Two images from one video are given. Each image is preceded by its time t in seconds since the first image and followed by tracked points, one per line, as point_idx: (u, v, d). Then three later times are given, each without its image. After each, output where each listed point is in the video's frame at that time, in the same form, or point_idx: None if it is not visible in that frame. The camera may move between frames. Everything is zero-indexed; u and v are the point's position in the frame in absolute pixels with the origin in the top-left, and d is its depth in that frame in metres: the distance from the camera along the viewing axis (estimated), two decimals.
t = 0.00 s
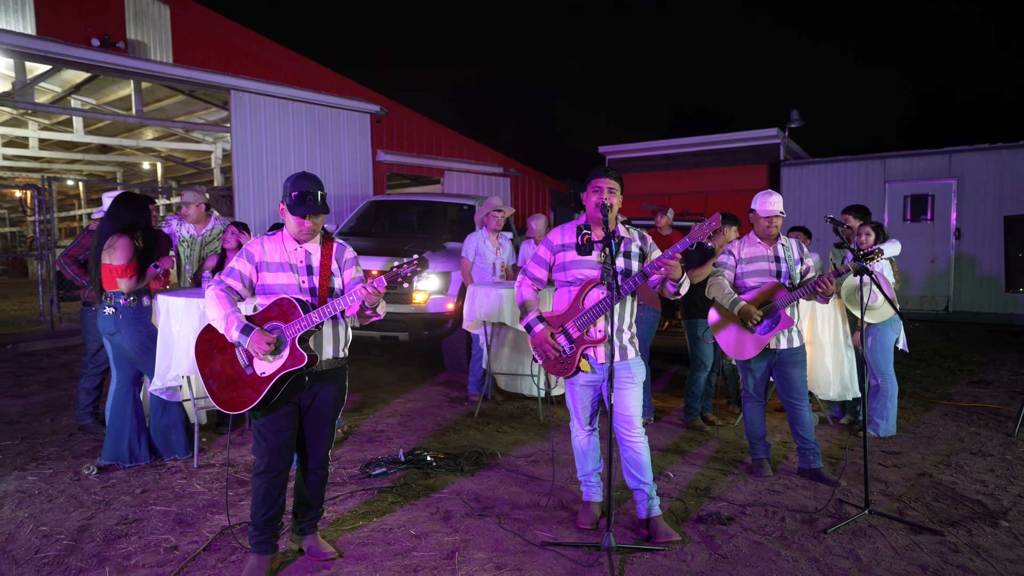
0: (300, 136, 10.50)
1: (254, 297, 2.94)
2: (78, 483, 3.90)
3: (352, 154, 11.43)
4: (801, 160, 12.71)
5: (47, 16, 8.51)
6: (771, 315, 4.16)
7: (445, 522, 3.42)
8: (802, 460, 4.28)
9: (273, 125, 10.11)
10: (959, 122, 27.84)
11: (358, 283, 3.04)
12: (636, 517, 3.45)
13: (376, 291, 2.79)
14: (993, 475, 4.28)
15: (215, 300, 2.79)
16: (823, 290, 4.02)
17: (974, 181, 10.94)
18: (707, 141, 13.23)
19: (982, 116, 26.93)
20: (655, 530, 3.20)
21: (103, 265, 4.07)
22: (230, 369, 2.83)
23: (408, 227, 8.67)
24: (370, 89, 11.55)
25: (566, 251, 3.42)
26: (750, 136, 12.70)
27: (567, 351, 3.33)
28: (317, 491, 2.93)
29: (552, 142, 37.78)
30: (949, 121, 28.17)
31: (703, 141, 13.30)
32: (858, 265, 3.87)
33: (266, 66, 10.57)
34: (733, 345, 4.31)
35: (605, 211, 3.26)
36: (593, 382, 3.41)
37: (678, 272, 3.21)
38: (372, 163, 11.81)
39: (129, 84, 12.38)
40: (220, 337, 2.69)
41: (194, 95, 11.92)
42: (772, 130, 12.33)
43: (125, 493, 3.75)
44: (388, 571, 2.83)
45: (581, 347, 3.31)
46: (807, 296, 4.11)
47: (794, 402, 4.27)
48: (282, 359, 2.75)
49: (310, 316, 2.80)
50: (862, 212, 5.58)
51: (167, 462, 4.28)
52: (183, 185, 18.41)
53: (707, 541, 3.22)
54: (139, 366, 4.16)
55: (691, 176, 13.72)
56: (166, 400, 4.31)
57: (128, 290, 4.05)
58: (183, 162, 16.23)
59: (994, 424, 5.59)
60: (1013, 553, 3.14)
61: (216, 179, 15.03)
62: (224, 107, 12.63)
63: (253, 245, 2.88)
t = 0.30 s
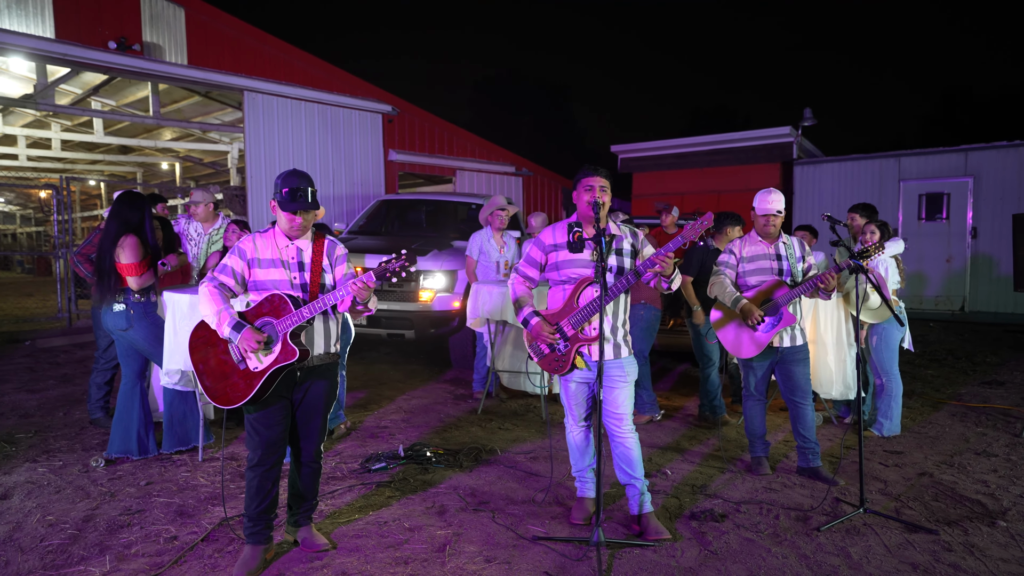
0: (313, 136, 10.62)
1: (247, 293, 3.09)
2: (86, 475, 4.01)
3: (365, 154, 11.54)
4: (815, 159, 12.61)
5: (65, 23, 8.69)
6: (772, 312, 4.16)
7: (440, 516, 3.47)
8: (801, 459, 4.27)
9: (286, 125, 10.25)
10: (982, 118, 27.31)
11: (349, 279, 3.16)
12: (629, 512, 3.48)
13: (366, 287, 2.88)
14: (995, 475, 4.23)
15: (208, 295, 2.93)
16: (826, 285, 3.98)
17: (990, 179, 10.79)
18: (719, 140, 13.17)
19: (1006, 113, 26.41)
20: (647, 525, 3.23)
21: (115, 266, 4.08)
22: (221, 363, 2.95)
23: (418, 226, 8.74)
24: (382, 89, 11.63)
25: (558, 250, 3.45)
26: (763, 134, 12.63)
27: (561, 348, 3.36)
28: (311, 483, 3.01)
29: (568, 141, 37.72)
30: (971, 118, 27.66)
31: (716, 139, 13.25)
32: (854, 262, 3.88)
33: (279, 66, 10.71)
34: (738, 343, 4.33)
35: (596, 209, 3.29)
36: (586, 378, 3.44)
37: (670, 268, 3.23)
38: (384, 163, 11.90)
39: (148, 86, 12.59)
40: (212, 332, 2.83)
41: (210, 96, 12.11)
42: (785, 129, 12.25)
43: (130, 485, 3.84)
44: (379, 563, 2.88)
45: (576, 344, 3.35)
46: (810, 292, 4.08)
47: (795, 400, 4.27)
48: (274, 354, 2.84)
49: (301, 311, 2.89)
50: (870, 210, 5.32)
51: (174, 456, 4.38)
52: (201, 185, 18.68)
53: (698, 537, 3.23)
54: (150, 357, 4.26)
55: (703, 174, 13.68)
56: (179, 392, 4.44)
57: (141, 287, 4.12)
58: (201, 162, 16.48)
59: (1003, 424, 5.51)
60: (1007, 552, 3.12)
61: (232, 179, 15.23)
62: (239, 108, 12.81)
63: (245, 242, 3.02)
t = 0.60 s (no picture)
0: (325, 136, 10.70)
1: (243, 288, 3.14)
2: (92, 468, 4.09)
3: (376, 153, 11.61)
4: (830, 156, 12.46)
5: (82, 25, 8.87)
6: (780, 308, 4.10)
7: (435, 511, 3.49)
8: (803, 458, 4.23)
9: (298, 125, 10.34)
10: (1008, 114, 26.74)
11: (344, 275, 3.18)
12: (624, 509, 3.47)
13: (358, 282, 2.90)
14: (1002, 476, 4.15)
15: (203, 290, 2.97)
16: (834, 282, 3.91)
17: (1010, 176, 10.60)
18: (732, 138, 13.09)
19: None
20: (641, 521, 3.22)
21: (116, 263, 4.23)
22: (216, 358, 2.98)
23: (427, 225, 8.78)
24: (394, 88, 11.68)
25: (553, 247, 3.45)
26: (778, 132, 12.53)
27: (557, 345, 3.35)
28: (304, 477, 3.05)
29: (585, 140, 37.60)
30: (996, 114, 27.10)
31: (729, 138, 13.16)
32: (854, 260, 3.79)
33: (291, 66, 10.81)
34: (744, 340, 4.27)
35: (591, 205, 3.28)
36: (582, 374, 3.43)
37: (665, 264, 3.22)
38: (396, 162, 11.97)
39: (164, 87, 12.77)
40: (206, 327, 2.85)
41: (225, 97, 12.25)
42: (799, 126, 12.13)
43: (134, 478, 3.91)
44: (371, 555, 2.90)
45: (572, 341, 3.33)
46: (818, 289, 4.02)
47: (805, 399, 4.22)
48: (267, 349, 2.88)
49: (294, 306, 2.91)
50: (880, 207, 5.20)
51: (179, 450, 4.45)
52: (219, 185, 18.91)
53: (692, 535, 3.22)
54: (151, 355, 4.34)
55: (717, 173, 13.60)
56: (176, 391, 4.36)
57: (140, 285, 4.22)
58: (218, 162, 16.68)
59: (1015, 425, 5.41)
60: (1007, 553, 3.07)
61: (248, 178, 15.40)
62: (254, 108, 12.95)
63: (240, 238, 3.07)
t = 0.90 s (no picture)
0: (331, 135, 10.76)
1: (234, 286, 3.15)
2: (89, 464, 4.14)
3: (383, 153, 11.65)
4: (839, 155, 12.36)
5: (91, 26, 8.95)
6: (789, 307, 4.04)
7: (424, 509, 3.50)
8: (798, 458, 4.20)
9: (304, 124, 10.41)
10: None
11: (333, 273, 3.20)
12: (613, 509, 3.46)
13: (344, 280, 2.91)
14: (1001, 477, 4.10)
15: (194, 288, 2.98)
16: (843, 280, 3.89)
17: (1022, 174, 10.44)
18: (740, 137, 13.02)
19: None
20: (628, 521, 3.21)
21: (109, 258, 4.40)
22: (206, 355, 3.01)
23: (431, 224, 8.80)
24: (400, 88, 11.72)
25: (543, 246, 3.43)
26: (786, 130, 12.45)
27: (546, 343, 3.34)
28: (292, 473, 3.07)
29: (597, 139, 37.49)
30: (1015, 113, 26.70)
31: (737, 137, 13.10)
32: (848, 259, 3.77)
33: (298, 66, 10.88)
34: (752, 340, 4.22)
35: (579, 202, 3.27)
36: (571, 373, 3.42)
37: (653, 263, 3.20)
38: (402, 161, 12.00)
39: (174, 87, 12.89)
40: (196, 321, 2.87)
41: (234, 97, 12.35)
42: (808, 124, 12.04)
43: (129, 474, 3.96)
44: (355, 552, 2.91)
45: (560, 340, 3.32)
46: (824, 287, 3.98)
47: (806, 401, 4.18)
48: (254, 345, 2.90)
49: (281, 303, 2.94)
50: (883, 205, 5.10)
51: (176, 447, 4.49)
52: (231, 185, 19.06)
53: (680, 535, 3.21)
54: (147, 353, 4.41)
55: (725, 171, 13.53)
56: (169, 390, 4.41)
57: (126, 281, 4.34)
58: (229, 162, 16.81)
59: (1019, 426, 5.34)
60: (999, 555, 3.03)
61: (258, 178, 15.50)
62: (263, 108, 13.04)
63: (231, 236, 3.09)
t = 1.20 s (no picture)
0: (334, 136, 10.80)
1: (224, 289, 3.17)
2: (83, 464, 4.18)
3: (386, 153, 11.68)
4: (844, 155, 12.28)
5: (95, 29, 9.05)
6: (796, 310, 4.01)
7: (411, 510, 3.51)
8: (791, 462, 4.19)
9: (307, 126, 10.45)
10: None
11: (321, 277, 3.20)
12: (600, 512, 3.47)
13: (326, 282, 2.92)
14: (995, 481, 4.06)
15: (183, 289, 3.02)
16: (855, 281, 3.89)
17: None
18: (745, 137, 12.99)
19: None
20: (613, 524, 3.21)
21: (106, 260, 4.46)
22: (192, 355, 3.03)
23: (432, 225, 8.83)
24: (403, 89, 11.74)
25: (529, 249, 3.41)
26: (791, 130, 12.40)
27: (533, 346, 3.31)
28: (278, 476, 3.08)
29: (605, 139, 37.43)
30: None
31: (741, 137, 13.07)
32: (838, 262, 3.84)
33: (301, 68, 10.92)
34: (757, 344, 4.18)
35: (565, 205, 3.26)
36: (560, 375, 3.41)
37: (639, 265, 3.18)
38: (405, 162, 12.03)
39: (181, 89, 12.99)
40: (183, 321, 2.89)
41: (239, 99, 12.42)
42: (813, 124, 11.99)
43: (122, 475, 3.99)
44: (338, 554, 2.93)
45: (547, 342, 3.28)
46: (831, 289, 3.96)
47: (801, 405, 4.16)
48: (239, 347, 2.91)
49: (265, 305, 2.94)
50: (880, 205, 4.93)
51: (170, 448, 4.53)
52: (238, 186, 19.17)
53: (665, 538, 3.21)
54: (141, 354, 4.45)
55: (729, 172, 13.49)
56: (163, 392, 4.43)
57: (121, 281, 4.37)
58: (236, 163, 16.91)
59: (1017, 429, 5.29)
60: (985, 560, 3.01)
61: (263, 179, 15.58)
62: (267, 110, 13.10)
63: (221, 239, 3.11)
